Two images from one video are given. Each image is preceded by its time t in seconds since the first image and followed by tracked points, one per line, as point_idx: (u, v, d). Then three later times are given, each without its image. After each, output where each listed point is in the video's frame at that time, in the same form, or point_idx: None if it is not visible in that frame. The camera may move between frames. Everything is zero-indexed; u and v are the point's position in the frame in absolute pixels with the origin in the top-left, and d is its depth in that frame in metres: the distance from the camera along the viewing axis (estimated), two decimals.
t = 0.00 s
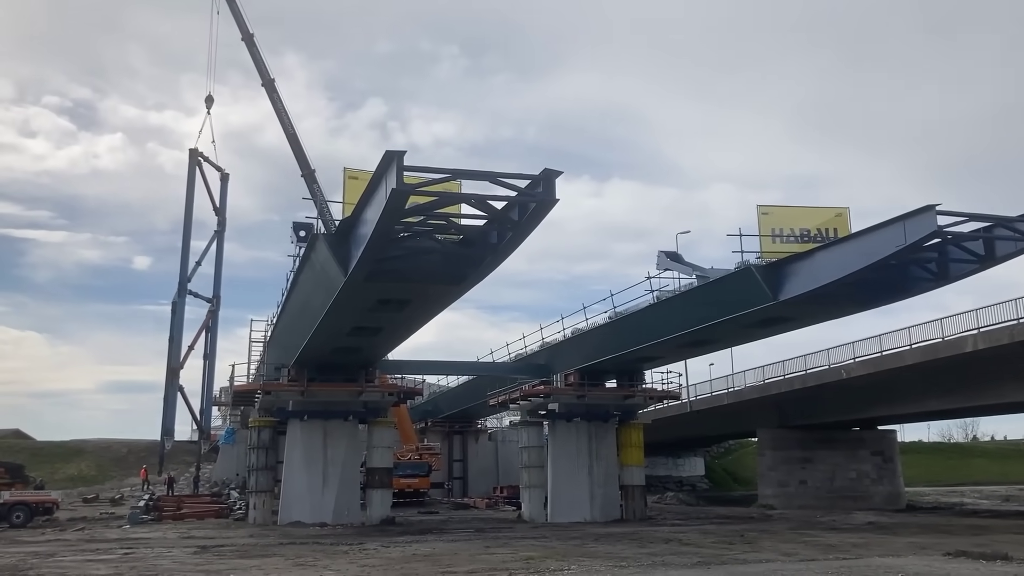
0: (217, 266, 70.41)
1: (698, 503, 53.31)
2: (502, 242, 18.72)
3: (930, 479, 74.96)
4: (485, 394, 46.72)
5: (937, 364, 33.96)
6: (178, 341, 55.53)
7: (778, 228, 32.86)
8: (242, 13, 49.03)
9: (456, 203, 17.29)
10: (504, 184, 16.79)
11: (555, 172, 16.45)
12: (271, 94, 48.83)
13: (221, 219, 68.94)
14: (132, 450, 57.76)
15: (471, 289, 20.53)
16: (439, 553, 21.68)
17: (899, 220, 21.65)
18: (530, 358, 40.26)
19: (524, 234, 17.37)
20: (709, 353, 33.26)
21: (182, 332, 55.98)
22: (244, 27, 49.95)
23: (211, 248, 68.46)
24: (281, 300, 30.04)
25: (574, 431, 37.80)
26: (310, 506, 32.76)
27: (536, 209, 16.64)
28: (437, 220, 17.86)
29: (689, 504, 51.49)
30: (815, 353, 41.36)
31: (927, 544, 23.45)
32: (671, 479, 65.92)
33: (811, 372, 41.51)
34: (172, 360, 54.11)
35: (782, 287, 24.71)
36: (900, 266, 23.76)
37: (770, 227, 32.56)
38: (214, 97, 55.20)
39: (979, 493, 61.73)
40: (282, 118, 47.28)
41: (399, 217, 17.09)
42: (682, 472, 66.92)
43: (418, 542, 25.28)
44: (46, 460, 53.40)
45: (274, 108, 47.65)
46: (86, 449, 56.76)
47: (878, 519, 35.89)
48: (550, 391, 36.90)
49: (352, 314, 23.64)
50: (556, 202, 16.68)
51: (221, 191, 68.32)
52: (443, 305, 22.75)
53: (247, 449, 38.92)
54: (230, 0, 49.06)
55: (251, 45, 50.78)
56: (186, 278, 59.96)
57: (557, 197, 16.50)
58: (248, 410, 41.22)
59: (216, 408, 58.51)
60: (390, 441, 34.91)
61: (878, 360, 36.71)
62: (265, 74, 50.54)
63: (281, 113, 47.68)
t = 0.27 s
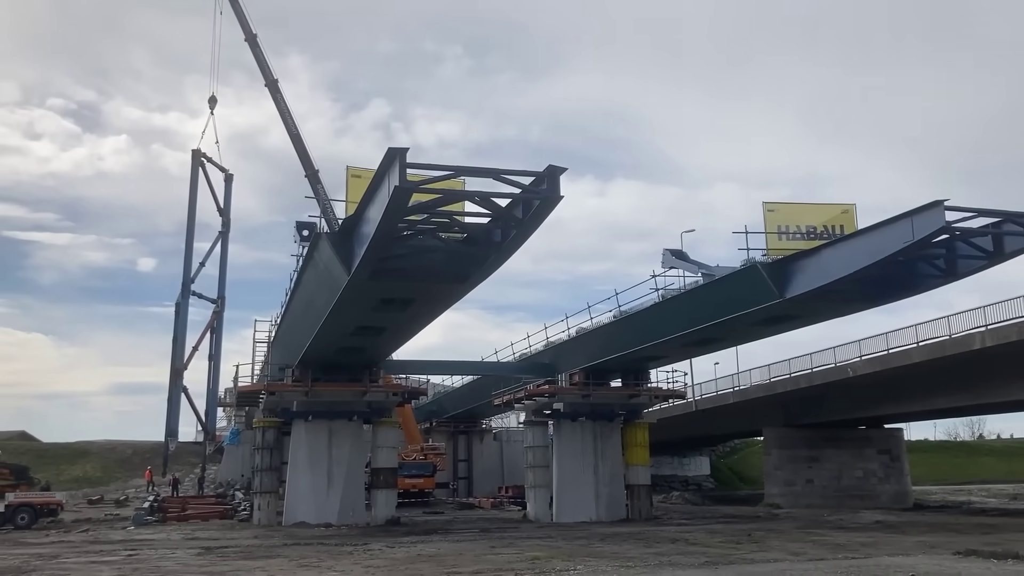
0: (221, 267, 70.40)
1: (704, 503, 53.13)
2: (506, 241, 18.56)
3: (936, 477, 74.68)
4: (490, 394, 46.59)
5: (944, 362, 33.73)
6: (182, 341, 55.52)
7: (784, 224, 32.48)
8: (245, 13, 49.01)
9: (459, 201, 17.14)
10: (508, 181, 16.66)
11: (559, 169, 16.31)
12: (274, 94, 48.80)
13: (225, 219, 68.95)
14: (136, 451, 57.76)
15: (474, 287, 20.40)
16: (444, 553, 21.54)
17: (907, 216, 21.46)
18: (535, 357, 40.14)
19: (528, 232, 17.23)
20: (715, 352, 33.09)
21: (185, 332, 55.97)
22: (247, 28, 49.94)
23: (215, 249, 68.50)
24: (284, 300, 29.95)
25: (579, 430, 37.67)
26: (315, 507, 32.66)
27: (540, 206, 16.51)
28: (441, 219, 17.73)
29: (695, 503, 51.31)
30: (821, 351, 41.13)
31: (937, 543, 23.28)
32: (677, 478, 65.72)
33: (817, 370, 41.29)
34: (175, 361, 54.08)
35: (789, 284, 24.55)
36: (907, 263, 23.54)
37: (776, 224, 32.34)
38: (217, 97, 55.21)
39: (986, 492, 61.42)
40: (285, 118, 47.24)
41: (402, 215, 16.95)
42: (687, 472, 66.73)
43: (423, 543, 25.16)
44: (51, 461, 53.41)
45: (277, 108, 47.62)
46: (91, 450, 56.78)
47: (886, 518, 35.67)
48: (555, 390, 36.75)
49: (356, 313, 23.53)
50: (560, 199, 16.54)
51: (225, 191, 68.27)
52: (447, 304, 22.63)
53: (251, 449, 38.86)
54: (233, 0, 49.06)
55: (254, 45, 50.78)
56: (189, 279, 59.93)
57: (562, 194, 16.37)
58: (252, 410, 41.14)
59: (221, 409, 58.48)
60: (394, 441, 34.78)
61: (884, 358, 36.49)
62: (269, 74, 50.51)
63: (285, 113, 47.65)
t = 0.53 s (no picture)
0: (225, 269, 70.31)
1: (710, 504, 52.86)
2: (509, 240, 18.37)
3: (943, 477, 74.29)
4: (494, 395, 46.39)
5: (952, 361, 33.45)
6: (186, 344, 55.44)
7: (790, 223, 32.37)
8: (247, 14, 48.91)
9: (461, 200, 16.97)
10: (511, 179, 16.48)
11: (563, 167, 16.13)
12: (277, 96, 48.71)
13: (228, 221, 68.88)
14: (140, 454, 57.69)
15: (478, 287, 20.24)
16: (448, 556, 21.34)
17: (914, 214, 21.23)
18: (539, 358, 39.95)
19: (531, 232, 17.05)
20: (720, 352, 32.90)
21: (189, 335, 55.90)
22: (249, 29, 49.87)
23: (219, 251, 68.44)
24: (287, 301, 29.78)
25: (584, 431, 37.44)
26: (319, 510, 32.50)
27: (544, 206, 16.33)
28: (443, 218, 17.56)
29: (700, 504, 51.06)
30: (827, 351, 40.88)
31: (945, 544, 23.03)
32: (682, 479, 65.45)
33: (823, 370, 41.03)
34: (178, 364, 53.98)
35: (795, 283, 24.35)
36: (914, 261, 23.32)
37: (781, 223, 32.16)
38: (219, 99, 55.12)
39: (994, 492, 61.01)
40: (288, 119, 47.15)
41: (404, 214, 16.79)
42: (693, 473, 66.48)
43: (427, 545, 24.97)
44: (55, 465, 53.34)
45: (280, 109, 47.52)
46: (95, 453, 56.71)
47: (893, 519, 35.39)
48: (559, 391, 36.56)
49: (359, 314, 23.37)
50: (563, 198, 16.36)
51: (229, 193, 68.18)
52: (450, 304, 22.46)
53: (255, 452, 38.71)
54: (235, 2, 49.00)
55: (257, 47, 50.71)
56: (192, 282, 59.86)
57: (565, 193, 16.19)
58: (256, 413, 41.01)
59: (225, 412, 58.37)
60: (398, 443, 34.59)
61: (891, 358, 36.21)
62: (271, 75, 50.42)
63: (287, 114, 47.55)
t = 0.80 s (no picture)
0: (230, 271, 70.34)
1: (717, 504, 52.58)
2: (514, 238, 18.21)
3: (951, 477, 73.88)
4: (500, 396, 46.25)
5: (961, 360, 33.18)
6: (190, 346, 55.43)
7: (797, 222, 32.27)
8: (251, 16, 48.91)
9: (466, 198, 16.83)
10: (516, 177, 16.33)
11: (568, 165, 15.96)
12: (281, 97, 48.68)
13: (233, 223, 68.87)
14: (146, 456, 57.69)
15: (482, 286, 20.09)
16: (454, 558, 21.17)
17: (923, 211, 21.03)
18: (544, 359, 39.81)
19: (536, 230, 16.88)
20: (727, 351, 32.72)
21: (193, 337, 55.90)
22: (253, 30, 49.86)
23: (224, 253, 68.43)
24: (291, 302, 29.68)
25: (590, 432, 37.23)
26: (324, 511, 32.35)
27: (549, 203, 16.15)
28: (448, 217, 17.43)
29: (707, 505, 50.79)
30: (835, 350, 40.64)
31: (956, 544, 22.79)
32: (689, 480, 65.19)
33: (831, 369, 40.78)
34: (183, 366, 53.98)
35: (802, 282, 24.15)
36: (924, 258, 23.10)
37: (789, 221, 32.03)
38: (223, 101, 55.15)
39: (1003, 492, 60.60)
40: (292, 120, 47.12)
41: (408, 212, 16.65)
42: (699, 474, 66.21)
43: (433, 547, 24.81)
44: (61, 467, 53.38)
45: (284, 111, 47.50)
46: (101, 456, 56.70)
47: (902, 519, 35.12)
48: (566, 392, 36.41)
49: (363, 315, 23.24)
50: (569, 195, 16.19)
51: (234, 194, 68.19)
52: (455, 304, 22.30)
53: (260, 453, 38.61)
54: (239, 3, 48.99)
55: (261, 48, 50.69)
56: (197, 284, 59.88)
57: (570, 190, 16.02)
58: (261, 414, 40.91)
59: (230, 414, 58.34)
60: (404, 444, 34.46)
61: (899, 357, 35.96)
62: (275, 77, 50.39)
63: (291, 115, 47.51)
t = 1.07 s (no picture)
0: (235, 274, 70.27)
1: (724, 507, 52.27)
2: (518, 238, 17.99)
3: (959, 479, 73.38)
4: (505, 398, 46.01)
5: (971, 360, 32.86)
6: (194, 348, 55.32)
7: (805, 220, 31.99)
8: (255, 18, 48.85)
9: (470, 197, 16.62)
10: (521, 175, 16.11)
11: (574, 162, 15.74)
12: (285, 99, 48.61)
13: (238, 226, 68.81)
14: (151, 460, 57.58)
15: (487, 287, 19.88)
16: (459, 562, 20.93)
17: (933, 208, 20.76)
18: (550, 360, 39.57)
19: (542, 229, 16.65)
20: (733, 352, 32.46)
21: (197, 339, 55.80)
22: (257, 33, 49.82)
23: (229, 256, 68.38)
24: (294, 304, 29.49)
25: (597, 434, 36.90)
26: (328, 514, 32.15)
27: (555, 201, 15.92)
28: (451, 217, 17.22)
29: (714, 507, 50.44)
30: (842, 351, 40.32)
31: (969, 547, 22.47)
32: (696, 482, 64.85)
33: (838, 370, 40.45)
34: (187, 369, 53.86)
35: (810, 281, 23.89)
36: (933, 257, 22.83)
37: (796, 220, 31.77)
38: (227, 104, 55.12)
39: (1012, 494, 60.10)
40: (296, 122, 47.02)
41: (412, 211, 16.45)
42: (706, 476, 65.87)
43: (438, 550, 24.56)
44: (65, 470, 53.29)
45: (288, 113, 47.42)
46: (106, 459, 56.59)
47: (912, 521, 34.79)
48: (571, 394, 36.17)
49: (367, 316, 23.04)
50: (575, 193, 15.96)
51: (238, 197, 68.16)
52: (459, 305, 22.08)
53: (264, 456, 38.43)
54: (243, 5, 48.95)
55: (265, 50, 50.64)
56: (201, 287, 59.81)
57: (576, 188, 15.79)
58: (265, 417, 40.72)
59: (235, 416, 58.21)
60: (408, 446, 34.26)
61: (908, 357, 35.64)
62: (279, 79, 50.33)
63: (296, 117, 47.43)
